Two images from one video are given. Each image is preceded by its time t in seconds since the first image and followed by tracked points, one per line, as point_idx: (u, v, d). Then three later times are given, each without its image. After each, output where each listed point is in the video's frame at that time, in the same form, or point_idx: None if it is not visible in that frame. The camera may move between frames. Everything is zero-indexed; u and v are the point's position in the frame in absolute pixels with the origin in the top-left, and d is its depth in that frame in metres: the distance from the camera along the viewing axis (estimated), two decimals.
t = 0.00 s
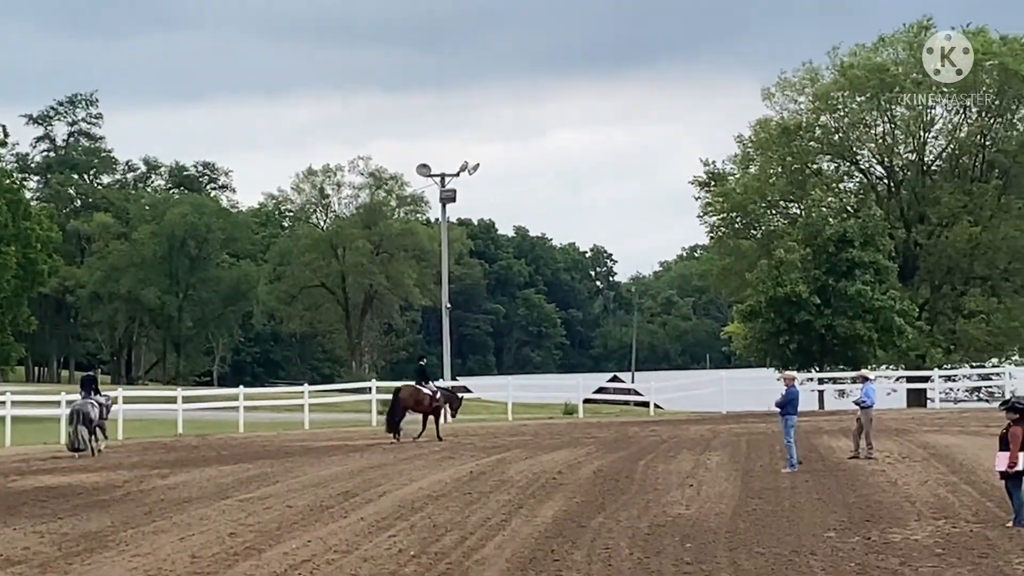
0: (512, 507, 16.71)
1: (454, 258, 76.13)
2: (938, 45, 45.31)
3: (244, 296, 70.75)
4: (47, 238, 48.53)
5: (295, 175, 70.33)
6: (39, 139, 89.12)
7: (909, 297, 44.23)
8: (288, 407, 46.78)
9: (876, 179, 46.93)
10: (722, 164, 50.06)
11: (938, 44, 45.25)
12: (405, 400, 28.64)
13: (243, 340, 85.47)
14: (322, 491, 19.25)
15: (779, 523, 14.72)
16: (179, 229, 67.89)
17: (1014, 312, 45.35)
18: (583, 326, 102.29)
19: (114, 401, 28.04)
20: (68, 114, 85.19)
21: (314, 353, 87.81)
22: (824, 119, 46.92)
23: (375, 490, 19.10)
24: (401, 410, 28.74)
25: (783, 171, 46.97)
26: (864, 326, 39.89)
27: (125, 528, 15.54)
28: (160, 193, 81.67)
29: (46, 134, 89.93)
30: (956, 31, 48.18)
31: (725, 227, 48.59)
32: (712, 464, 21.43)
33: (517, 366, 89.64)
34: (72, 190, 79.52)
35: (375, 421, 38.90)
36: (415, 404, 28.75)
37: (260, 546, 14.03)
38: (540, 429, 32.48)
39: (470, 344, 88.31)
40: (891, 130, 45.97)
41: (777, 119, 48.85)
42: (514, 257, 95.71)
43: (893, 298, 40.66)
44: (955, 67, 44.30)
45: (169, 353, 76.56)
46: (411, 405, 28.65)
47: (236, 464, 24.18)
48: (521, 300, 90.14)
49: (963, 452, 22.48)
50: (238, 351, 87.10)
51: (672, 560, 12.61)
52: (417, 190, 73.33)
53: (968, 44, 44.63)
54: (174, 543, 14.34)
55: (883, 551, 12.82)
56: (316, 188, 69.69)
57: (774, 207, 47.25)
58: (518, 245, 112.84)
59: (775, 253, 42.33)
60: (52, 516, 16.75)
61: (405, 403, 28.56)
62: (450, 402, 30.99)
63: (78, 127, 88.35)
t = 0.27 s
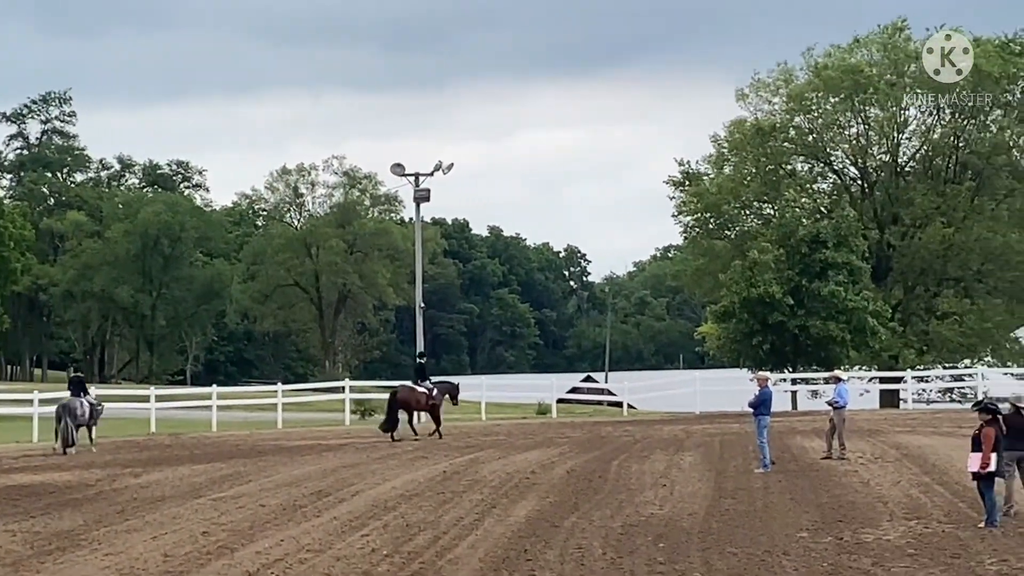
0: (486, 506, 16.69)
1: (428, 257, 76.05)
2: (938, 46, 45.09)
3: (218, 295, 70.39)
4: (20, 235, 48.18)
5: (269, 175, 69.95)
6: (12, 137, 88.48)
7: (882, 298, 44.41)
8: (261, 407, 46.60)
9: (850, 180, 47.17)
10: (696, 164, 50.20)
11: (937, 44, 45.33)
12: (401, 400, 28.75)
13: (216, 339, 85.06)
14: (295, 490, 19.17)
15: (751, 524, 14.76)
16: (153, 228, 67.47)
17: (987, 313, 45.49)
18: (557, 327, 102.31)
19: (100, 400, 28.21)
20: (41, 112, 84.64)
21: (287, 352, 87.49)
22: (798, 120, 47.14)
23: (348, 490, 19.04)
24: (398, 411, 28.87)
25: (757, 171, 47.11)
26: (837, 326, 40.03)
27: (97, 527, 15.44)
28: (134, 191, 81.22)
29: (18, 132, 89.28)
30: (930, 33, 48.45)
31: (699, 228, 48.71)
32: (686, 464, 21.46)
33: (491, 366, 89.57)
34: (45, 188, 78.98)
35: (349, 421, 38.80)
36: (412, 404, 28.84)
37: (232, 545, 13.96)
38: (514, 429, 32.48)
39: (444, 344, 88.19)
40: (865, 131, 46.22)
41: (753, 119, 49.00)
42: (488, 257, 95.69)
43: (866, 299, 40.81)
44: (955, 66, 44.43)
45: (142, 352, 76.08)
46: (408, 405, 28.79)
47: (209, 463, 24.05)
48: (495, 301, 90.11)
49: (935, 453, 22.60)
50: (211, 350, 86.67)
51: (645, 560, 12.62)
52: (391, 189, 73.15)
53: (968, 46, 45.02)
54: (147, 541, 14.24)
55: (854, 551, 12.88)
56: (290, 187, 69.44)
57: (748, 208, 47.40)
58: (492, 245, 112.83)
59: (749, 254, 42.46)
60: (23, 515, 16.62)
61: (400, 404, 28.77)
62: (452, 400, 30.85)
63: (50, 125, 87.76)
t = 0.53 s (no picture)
0: (461, 502, 16.68)
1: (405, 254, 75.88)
2: (938, 45, 44.71)
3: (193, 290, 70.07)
4: None
5: (245, 169, 69.60)
6: None
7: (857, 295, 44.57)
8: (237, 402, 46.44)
9: (827, 177, 47.45)
10: (674, 161, 50.32)
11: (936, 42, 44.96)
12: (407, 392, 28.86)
13: (192, 334, 84.69)
14: (271, 486, 19.11)
15: (727, 520, 14.80)
16: (128, 223, 67.04)
17: (962, 311, 45.57)
18: (534, 323, 102.33)
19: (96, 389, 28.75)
20: (17, 106, 84.06)
21: (263, 348, 87.21)
22: (775, 117, 47.31)
23: (324, 485, 19.00)
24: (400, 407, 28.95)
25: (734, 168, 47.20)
26: (813, 324, 40.18)
27: (71, 522, 15.36)
28: (111, 185, 80.69)
29: None
30: (907, 31, 48.60)
31: (676, 225, 48.85)
32: (661, 461, 21.49)
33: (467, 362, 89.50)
34: (20, 182, 78.43)
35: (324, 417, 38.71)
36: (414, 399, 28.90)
37: (208, 540, 13.90)
38: (490, 425, 32.46)
39: (420, 340, 88.08)
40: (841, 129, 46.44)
41: (730, 116, 49.10)
42: (465, 253, 95.60)
43: (842, 296, 40.96)
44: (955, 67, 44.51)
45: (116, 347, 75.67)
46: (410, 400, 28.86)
47: (184, 458, 23.94)
48: (471, 297, 90.03)
49: (909, 450, 22.71)
50: (187, 345, 86.30)
51: (621, 557, 12.64)
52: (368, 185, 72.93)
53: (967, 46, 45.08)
54: (122, 537, 14.15)
55: (829, 548, 12.93)
56: (266, 182, 69.16)
57: (725, 205, 47.55)
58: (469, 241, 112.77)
59: (725, 251, 42.59)
60: None
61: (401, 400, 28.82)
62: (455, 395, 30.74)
63: (26, 119, 87.17)
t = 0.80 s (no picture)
0: (438, 496, 16.67)
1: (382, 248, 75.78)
2: (938, 45, 44.11)
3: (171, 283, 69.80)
4: None
5: (223, 163, 69.36)
6: None
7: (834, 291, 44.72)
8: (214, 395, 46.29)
9: (805, 173, 47.68)
10: (652, 156, 50.36)
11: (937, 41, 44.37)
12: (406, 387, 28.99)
13: (169, 327, 84.37)
14: (248, 479, 19.05)
15: (704, 514, 14.85)
16: (106, 215, 66.66)
17: (940, 307, 45.49)
18: (512, 317, 102.34)
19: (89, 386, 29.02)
20: None
21: (240, 341, 86.95)
22: (754, 112, 47.44)
23: (301, 479, 18.96)
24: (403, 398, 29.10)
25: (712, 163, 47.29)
26: (790, 319, 40.30)
27: (47, 514, 15.29)
28: (88, 177, 80.28)
29: None
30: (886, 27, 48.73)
31: (654, 219, 48.93)
32: (638, 455, 21.51)
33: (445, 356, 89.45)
34: None
35: (302, 410, 38.63)
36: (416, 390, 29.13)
37: (185, 533, 13.85)
38: (468, 419, 32.46)
39: (398, 334, 88.01)
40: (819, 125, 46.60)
41: (709, 111, 49.18)
42: (444, 247, 95.56)
43: (819, 291, 41.09)
44: (955, 66, 44.40)
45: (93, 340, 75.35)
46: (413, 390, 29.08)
47: (161, 451, 23.85)
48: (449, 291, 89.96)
49: (886, 445, 22.81)
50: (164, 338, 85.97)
51: (598, 551, 12.66)
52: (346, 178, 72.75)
53: (964, 44, 44.83)
54: (98, 529, 14.10)
55: (806, 542, 12.98)
56: (244, 175, 68.89)
57: (703, 200, 47.67)
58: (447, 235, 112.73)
59: (703, 246, 42.68)
60: None
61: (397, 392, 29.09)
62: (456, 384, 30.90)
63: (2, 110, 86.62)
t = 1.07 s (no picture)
0: (416, 488, 16.65)
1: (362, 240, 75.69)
2: (939, 46, 44.90)
3: (149, 275, 69.58)
4: None
5: (202, 154, 69.06)
6: None
7: (813, 284, 44.86)
8: (192, 387, 46.15)
9: (784, 167, 47.76)
10: (632, 149, 50.41)
11: (937, 40, 45.21)
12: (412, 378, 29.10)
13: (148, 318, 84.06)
14: (226, 470, 18.98)
15: (682, 507, 14.88)
16: (86, 206, 66.36)
17: (918, 302, 45.58)
18: (491, 309, 102.37)
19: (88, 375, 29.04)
20: None
21: (219, 333, 86.70)
22: (733, 106, 47.57)
23: (279, 470, 18.92)
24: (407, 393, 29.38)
25: (692, 156, 47.34)
26: (769, 312, 40.43)
27: (24, 505, 15.20)
28: (66, 168, 79.89)
29: None
30: (865, 22, 48.94)
31: (634, 212, 48.99)
32: (617, 448, 21.53)
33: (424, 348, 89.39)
34: None
35: (280, 402, 38.52)
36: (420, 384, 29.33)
37: (164, 525, 13.80)
38: (446, 412, 32.45)
39: (377, 326, 87.92)
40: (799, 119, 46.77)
41: (689, 104, 49.29)
42: (423, 240, 95.53)
43: (798, 285, 41.22)
44: (954, 66, 45.42)
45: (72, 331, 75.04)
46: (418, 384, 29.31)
47: (139, 442, 23.76)
48: (428, 283, 89.91)
49: (864, 439, 22.88)
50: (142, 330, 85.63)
51: (576, 543, 12.67)
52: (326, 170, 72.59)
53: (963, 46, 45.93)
54: (76, 520, 14.03)
55: (784, 536, 13.02)
56: (223, 166, 68.62)
57: (683, 192, 47.75)
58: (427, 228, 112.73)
59: (683, 239, 42.78)
60: None
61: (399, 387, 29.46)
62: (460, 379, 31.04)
63: None
